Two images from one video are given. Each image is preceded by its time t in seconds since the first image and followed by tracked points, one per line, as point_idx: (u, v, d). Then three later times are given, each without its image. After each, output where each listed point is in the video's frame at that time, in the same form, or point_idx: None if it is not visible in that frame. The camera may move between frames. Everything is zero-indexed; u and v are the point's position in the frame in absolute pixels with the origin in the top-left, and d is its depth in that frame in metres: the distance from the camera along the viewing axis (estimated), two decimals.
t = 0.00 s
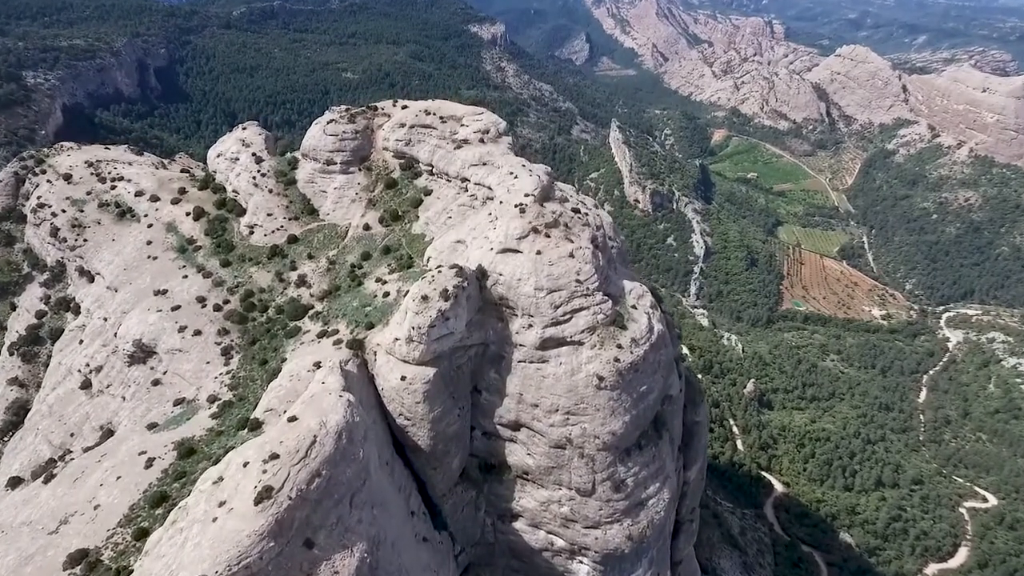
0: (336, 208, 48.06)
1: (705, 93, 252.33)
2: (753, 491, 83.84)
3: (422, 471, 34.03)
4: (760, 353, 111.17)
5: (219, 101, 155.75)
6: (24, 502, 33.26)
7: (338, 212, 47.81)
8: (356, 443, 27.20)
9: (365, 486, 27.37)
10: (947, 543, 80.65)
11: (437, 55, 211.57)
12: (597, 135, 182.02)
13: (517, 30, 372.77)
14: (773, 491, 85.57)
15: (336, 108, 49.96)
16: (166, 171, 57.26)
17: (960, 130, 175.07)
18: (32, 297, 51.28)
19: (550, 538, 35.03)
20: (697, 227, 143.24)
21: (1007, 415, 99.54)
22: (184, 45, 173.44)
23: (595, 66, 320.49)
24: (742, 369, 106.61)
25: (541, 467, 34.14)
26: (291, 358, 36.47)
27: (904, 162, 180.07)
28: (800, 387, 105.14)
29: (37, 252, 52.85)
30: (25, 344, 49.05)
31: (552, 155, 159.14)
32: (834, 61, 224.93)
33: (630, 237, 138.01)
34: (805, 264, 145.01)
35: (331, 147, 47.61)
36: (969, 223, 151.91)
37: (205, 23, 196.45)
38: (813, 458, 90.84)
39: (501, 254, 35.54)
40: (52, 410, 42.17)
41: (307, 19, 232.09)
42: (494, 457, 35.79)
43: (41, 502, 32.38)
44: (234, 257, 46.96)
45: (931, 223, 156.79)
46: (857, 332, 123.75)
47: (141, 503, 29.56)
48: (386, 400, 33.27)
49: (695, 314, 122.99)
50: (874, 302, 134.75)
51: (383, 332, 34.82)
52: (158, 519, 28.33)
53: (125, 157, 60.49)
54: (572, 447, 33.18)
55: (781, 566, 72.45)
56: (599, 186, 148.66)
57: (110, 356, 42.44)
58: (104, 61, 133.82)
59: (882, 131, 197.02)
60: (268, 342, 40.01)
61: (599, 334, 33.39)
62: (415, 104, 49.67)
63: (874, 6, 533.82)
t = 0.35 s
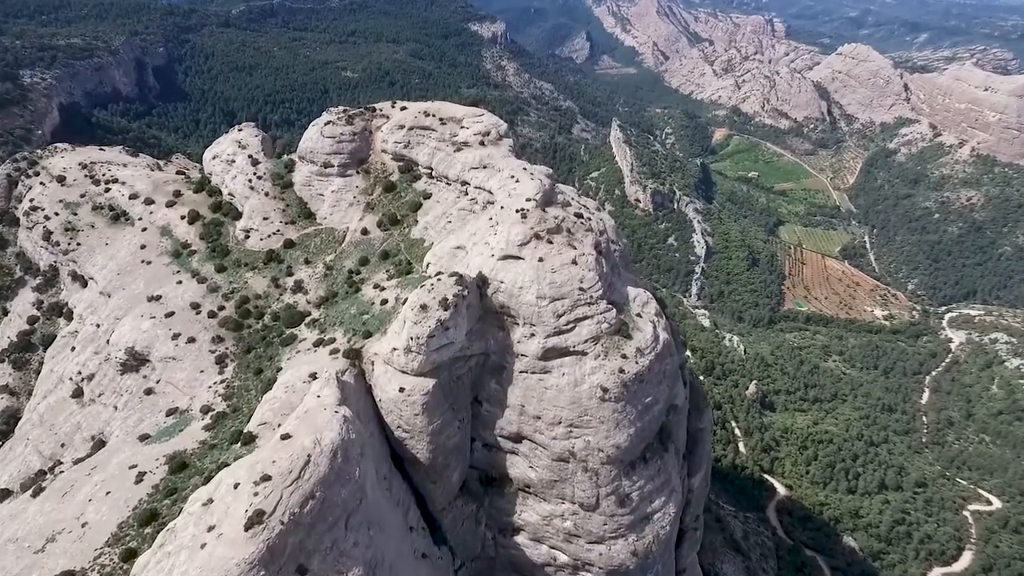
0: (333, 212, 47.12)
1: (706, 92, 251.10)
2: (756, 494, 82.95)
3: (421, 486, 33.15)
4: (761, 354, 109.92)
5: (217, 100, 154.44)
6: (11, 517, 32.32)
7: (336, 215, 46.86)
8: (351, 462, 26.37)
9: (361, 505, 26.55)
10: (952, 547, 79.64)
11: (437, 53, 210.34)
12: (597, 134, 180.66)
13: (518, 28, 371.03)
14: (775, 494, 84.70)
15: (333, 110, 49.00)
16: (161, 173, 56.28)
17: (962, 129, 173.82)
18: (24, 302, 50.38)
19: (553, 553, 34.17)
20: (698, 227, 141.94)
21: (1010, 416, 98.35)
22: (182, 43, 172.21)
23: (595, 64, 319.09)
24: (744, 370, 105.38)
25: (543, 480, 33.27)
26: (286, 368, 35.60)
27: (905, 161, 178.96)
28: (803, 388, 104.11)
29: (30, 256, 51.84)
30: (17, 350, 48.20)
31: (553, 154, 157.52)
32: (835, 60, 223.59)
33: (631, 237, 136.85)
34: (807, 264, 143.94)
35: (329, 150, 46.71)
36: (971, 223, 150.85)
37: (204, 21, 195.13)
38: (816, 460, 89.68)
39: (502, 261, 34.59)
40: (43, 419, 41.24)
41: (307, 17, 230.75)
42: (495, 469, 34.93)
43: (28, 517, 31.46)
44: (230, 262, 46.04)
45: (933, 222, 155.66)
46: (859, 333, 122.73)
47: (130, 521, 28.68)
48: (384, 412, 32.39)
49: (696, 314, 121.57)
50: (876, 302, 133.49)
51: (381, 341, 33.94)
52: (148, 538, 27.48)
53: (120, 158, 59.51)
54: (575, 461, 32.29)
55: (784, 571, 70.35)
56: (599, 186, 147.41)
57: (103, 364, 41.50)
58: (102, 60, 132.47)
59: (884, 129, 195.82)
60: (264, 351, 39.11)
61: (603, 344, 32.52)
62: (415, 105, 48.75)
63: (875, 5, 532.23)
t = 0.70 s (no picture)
0: (330, 216, 46.20)
1: (707, 90, 249.72)
2: (758, 498, 80.57)
3: (419, 501, 32.30)
4: (763, 355, 107.71)
5: (217, 99, 153.21)
6: None
7: (333, 220, 45.98)
8: (345, 483, 25.56)
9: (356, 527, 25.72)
10: (956, 551, 77.64)
11: (437, 52, 209.15)
12: (598, 133, 179.28)
13: (518, 26, 369.66)
14: (777, 498, 82.53)
15: (331, 111, 48.05)
16: (156, 175, 55.32)
17: (964, 128, 172.17)
18: (15, 307, 49.48)
19: (555, 569, 33.35)
20: (700, 227, 140.32)
21: (1014, 417, 96.11)
22: (181, 42, 171.30)
23: (596, 62, 317.87)
24: (745, 371, 103.51)
25: (545, 495, 32.41)
26: (281, 378, 34.72)
27: (907, 160, 177.64)
28: (805, 390, 102.15)
29: (21, 260, 50.83)
30: (8, 357, 47.35)
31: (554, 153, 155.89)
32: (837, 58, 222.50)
33: (632, 236, 135.44)
34: (808, 264, 142.71)
35: (327, 152, 45.80)
36: (973, 222, 149.38)
37: (203, 19, 193.90)
38: (819, 462, 87.26)
39: (503, 268, 33.77)
40: (32, 430, 40.30)
41: (307, 15, 229.46)
42: (496, 483, 34.07)
43: (14, 534, 30.54)
44: (224, 267, 45.11)
45: (935, 222, 154.21)
46: (861, 333, 121.07)
47: (118, 541, 27.80)
48: (381, 425, 31.50)
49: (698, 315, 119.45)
50: (878, 302, 132.04)
51: (379, 351, 33.08)
52: (137, 560, 26.59)
53: (114, 161, 58.53)
54: (578, 476, 31.37)
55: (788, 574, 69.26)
56: (600, 185, 146.31)
57: (94, 372, 40.55)
58: (100, 59, 131.20)
59: (886, 128, 194.32)
60: (258, 360, 38.17)
61: (607, 354, 31.59)
62: (414, 107, 47.77)
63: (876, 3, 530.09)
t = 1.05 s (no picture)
0: (328, 221, 45.33)
1: (708, 89, 247.99)
2: (761, 501, 78.24)
3: (419, 516, 31.47)
4: (765, 357, 105.82)
5: (217, 98, 152.09)
6: None
7: (330, 224, 45.10)
8: (338, 504, 24.85)
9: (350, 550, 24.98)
10: (960, 555, 75.98)
11: (437, 50, 207.96)
12: (598, 132, 177.61)
13: (519, 25, 368.36)
14: (780, 501, 80.70)
15: (329, 113, 47.17)
16: (151, 178, 54.37)
17: (966, 127, 170.77)
18: (7, 313, 48.74)
19: None
20: (701, 227, 138.32)
21: (1017, 419, 93.97)
22: (180, 41, 170.11)
23: (596, 61, 316.68)
24: (747, 373, 101.75)
25: (548, 510, 31.53)
26: (276, 389, 33.85)
27: (909, 159, 175.85)
28: (807, 391, 100.23)
29: (13, 264, 49.84)
30: None
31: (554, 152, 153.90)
32: (839, 58, 222.67)
33: (633, 236, 133.75)
34: (810, 264, 140.53)
35: (324, 155, 44.68)
36: (976, 221, 147.20)
37: (202, 18, 192.69)
38: (822, 465, 85.69)
39: (505, 276, 32.96)
40: (22, 440, 39.40)
41: (306, 14, 228.14)
42: (498, 497, 33.18)
43: None
44: (220, 272, 44.17)
45: (937, 221, 151.81)
46: (864, 334, 118.94)
47: (107, 561, 26.98)
48: (380, 439, 30.62)
49: (699, 315, 117.69)
50: (881, 302, 129.82)
51: (377, 361, 32.27)
52: None
53: (109, 163, 57.59)
54: (582, 491, 30.47)
55: None
56: (601, 185, 145.06)
57: (85, 381, 39.61)
58: (98, 58, 130.10)
59: (888, 128, 192.51)
60: (253, 369, 37.26)
61: (611, 366, 30.75)
62: (413, 108, 46.74)
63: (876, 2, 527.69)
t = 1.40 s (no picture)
0: (326, 225, 44.37)
1: (709, 87, 245.88)
2: (764, 505, 75.21)
3: (418, 533, 30.62)
4: (767, 358, 102.66)
5: (216, 97, 150.98)
6: None
7: (328, 229, 44.16)
8: (333, 529, 24.32)
9: None
10: (965, 559, 73.13)
11: (437, 49, 206.81)
12: (599, 130, 175.56)
13: (519, 23, 366.74)
14: (783, 505, 76.74)
15: (326, 115, 46.21)
16: (146, 180, 53.31)
17: (969, 126, 168.91)
18: None
19: None
20: (703, 227, 135.41)
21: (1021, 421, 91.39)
22: (179, 40, 168.96)
23: (597, 59, 315.37)
24: (750, 375, 98.36)
25: (551, 526, 30.67)
26: (273, 400, 33.00)
27: (912, 159, 173.49)
28: (810, 393, 96.89)
29: (5, 268, 48.91)
30: None
31: (555, 152, 151.02)
32: (840, 56, 218.41)
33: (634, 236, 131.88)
34: (812, 264, 136.61)
35: (322, 158, 43.68)
36: (979, 222, 145.52)
37: (201, 16, 191.35)
38: (825, 468, 82.53)
39: (506, 285, 32.07)
40: (12, 451, 38.59)
41: (306, 13, 226.78)
42: (499, 512, 32.30)
43: None
44: (214, 279, 43.29)
45: (940, 221, 149.98)
46: (866, 334, 115.49)
47: None
48: (377, 453, 29.76)
49: (700, 316, 114.57)
50: (884, 303, 126.54)
51: (375, 373, 31.36)
52: None
53: (104, 165, 56.55)
54: (586, 508, 29.64)
55: None
56: (602, 185, 142.98)
57: (76, 391, 38.73)
58: (97, 57, 129.07)
59: (890, 127, 189.75)
60: (248, 380, 36.35)
61: (617, 378, 29.82)
62: (413, 110, 45.72)
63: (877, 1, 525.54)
